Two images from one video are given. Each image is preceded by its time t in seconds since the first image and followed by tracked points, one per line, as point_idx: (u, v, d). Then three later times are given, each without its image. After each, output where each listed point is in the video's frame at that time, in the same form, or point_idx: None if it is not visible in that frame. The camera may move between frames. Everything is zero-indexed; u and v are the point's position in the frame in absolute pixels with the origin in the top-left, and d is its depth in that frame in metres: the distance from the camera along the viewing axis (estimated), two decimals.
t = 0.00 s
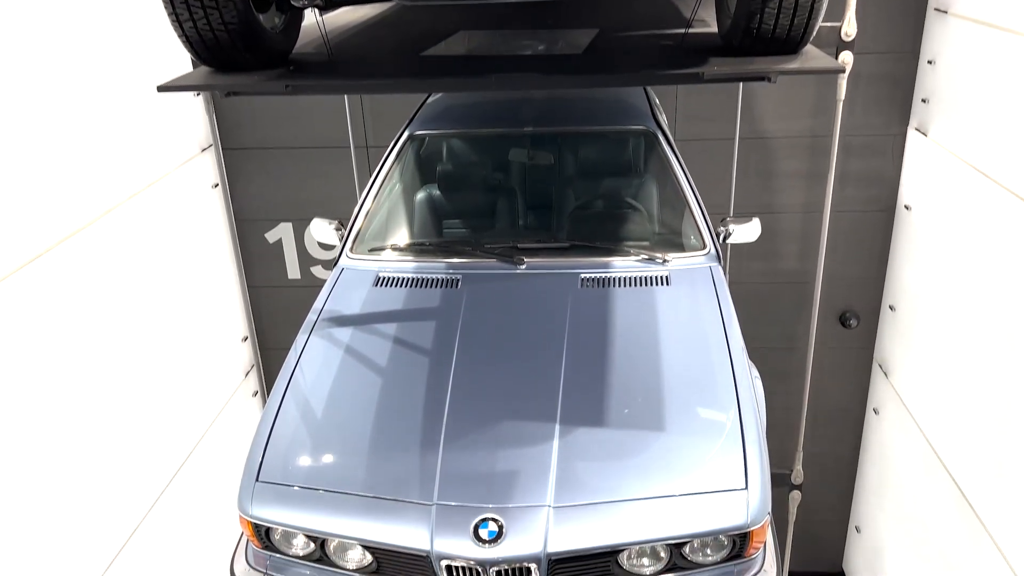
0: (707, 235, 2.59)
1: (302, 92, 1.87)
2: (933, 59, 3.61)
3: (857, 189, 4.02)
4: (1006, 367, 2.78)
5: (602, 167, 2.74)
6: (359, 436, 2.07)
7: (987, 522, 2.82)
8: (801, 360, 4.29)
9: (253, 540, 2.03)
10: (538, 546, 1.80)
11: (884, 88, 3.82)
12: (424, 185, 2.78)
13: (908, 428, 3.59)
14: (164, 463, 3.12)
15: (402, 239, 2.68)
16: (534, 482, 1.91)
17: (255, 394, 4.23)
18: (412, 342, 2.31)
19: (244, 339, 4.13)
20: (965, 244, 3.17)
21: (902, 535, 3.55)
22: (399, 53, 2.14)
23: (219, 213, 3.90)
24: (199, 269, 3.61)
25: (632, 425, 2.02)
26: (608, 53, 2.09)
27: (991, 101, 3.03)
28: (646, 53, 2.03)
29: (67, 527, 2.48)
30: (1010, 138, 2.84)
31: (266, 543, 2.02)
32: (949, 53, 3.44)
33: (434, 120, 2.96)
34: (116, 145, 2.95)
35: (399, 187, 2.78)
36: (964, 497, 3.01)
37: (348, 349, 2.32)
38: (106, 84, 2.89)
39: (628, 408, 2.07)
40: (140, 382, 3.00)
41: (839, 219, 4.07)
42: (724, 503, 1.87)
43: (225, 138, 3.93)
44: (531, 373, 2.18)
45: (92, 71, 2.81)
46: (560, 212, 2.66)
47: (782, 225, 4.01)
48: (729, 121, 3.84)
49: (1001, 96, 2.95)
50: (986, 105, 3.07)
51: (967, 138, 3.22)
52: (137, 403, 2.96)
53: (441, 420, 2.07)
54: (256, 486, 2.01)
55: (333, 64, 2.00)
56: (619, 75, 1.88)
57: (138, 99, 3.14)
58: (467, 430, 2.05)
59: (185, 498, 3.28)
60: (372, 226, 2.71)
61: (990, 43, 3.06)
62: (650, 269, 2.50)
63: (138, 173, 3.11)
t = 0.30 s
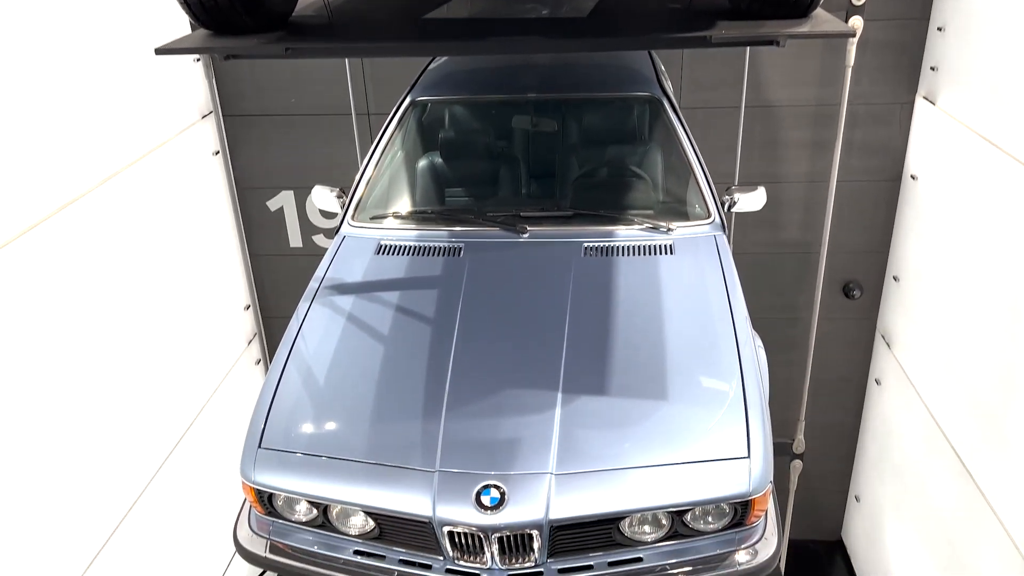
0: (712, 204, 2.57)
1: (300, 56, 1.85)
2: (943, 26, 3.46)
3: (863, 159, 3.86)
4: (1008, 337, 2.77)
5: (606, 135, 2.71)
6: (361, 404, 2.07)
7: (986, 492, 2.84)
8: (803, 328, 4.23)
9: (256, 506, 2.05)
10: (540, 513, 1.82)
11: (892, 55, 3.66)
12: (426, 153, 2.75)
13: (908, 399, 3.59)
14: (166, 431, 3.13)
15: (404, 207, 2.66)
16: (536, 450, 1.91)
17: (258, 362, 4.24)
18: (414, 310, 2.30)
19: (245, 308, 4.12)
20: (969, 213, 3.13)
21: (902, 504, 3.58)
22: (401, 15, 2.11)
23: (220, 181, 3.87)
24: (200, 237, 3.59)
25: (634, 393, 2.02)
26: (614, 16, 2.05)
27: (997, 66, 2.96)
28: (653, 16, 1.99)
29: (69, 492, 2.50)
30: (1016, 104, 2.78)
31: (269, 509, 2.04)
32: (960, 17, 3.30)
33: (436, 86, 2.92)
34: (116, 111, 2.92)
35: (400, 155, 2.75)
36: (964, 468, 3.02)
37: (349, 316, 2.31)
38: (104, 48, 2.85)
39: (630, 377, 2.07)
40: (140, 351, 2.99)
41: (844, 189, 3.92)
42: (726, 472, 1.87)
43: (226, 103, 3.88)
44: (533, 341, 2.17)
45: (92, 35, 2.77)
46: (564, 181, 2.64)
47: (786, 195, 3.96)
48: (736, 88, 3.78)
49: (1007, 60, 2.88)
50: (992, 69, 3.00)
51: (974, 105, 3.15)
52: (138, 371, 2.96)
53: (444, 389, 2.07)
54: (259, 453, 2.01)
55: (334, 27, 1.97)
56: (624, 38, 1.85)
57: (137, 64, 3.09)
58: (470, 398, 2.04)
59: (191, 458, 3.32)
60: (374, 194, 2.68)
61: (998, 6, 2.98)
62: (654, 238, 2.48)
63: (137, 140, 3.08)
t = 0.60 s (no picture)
0: (717, 174, 2.55)
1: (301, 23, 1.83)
2: None
3: (869, 131, 3.81)
4: (1011, 310, 2.77)
5: (612, 104, 2.68)
6: (365, 373, 2.07)
7: (986, 465, 2.86)
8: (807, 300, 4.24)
9: (262, 473, 2.07)
10: (543, 481, 1.84)
11: (902, 26, 3.59)
12: (430, 122, 2.73)
13: (910, 372, 3.59)
14: (170, 401, 3.15)
15: (407, 177, 2.64)
16: (539, 420, 1.92)
17: (262, 332, 4.25)
18: (418, 281, 2.29)
19: (249, 277, 4.12)
20: (973, 184, 3.09)
21: (902, 476, 3.61)
22: None
23: (223, 150, 3.85)
24: (203, 207, 3.58)
25: (637, 364, 2.03)
26: None
27: (1005, 36, 2.91)
28: None
29: (72, 459, 2.52)
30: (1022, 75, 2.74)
31: (274, 476, 2.07)
32: None
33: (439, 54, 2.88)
34: (118, 79, 2.90)
35: (403, 124, 2.73)
36: (964, 441, 3.04)
37: (353, 286, 2.31)
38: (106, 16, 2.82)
39: (633, 348, 2.07)
40: (143, 321, 3.00)
41: (853, 161, 3.86)
42: (729, 442, 1.88)
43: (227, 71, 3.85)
44: (537, 312, 2.17)
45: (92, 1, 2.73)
46: (568, 151, 2.62)
47: (791, 168, 3.92)
48: (742, 58, 3.73)
49: (1015, 30, 2.83)
50: (999, 39, 2.95)
51: (980, 73, 3.10)
52: (141, 341, 2.97)
53: (447, 359, 2.08)
54: (263, 421, 2.03)
55: None
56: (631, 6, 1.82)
57: (139, 31, 3.06)
58: (473, 368, 2.05)
59: (196, 427, 3.35)
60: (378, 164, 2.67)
61: None
62: (659, 209, 2.46)
63: (140, 109, 3.05)
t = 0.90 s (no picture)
0: (723, 143, 2.53)
1: None
2: None
3: (876, 102, 3.73)
4: (1015, 283, 2.76)
5: (617, 72, 2.65)
6: (369, 340, 2.08)
7: (987, 437, 2.87)
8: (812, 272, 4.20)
9: (267, 438, 2.09)
10: (546, 447, 1.85)
11: None
12: (434, 90, 2.70)
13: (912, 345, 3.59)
14: (173, 370, 3.15)
15: (411, 144, 2.62)
16: (543, 387, 1.93)
17: (265, 302, 4.25)
18: (421, 249, 2.29)
19: (252, 247, 4.10)
20: (981, 155, 3.06)
21: (903, 448, 3.63)
22: None
23: (224, 119, 3.82)
24: (205, 177, 3.56)
25: (641, 332, 2.03)
26: None
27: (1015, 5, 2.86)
28: None
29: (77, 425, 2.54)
30: None
31: (279, 442, 2.09)
32: None
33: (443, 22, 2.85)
34: (118, 46, 2.86)
35: (407, 92, 2.71)
36: (965, 413, 3.05)
37: (357, 254, 2.31)
38: None
39: (638, 316, 2.07)
40: (144, 289, 2.98)
41: (858, 132, 3.80)
42: (733, 409, 1.89)
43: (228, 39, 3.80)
44: (541, 280, 2.17)
45: None
46: (573, 119, 2.59)
47: (798, 139, 3.86)
48: (749, 27, 3.67)
49: None
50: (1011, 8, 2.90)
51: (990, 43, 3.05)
52: (143, 310, 2.97)
53: (452, 326, 2.08)
54: (268, 386, 2.04)
55: None
56: None
57: None
58: (477, 335, 2.05)
59: (200, 396, 3.37)
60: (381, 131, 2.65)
61: None
62: (664, 178, 2.45)
63: (141, 76, 3.02)
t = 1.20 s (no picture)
0: (729, 113, 2.51)
1: None
2: None
3: (884, 74, 3.65)
4: (1018, 256, 2.74)
5: (622, 40, 2.62)
6: (371, 308, 2.07)
7: (987, 409, 2.88)
8: (816, 247, 4.03)
9: (269, 406, 2.10)
10: (548, 414, 1.85)
11: None
12: (436, 58, 2.67)
13: (914, 320, 3.59)
14: (176, 340, 3.16)
15: (413, 112, 2.60)
16: (545, 355, 1.93)
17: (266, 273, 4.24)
18: (423, 217, 2.27)
19: (253, 218, 4.08)
20: (989, 128, 3.02)
21: (903, 422, 3.64)
22: None
23: (224, 88, 3.77)
24: (206, 147, 3.54)
25: (644, 302, 2.02)
26: None
27: None
28: None
29: (80, 393, 2.55)
30: None
31: (281, 409, 2.09)
32: None
33: None
34: (116, 12, 2.83)
35: (409, 60, 2.69)
36: (965, 386, 3.06)
37: (359, 223, 2.29)
38: None
39: (641, 285, 2.06)
40: (145, 259, 2.97)
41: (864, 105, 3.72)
42: (735, 378, 1.89)
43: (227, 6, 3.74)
44: (544, 248, 2.16)
45: None
46: (577, 87, 2.56)
47: (804, 110, 3.74)
48: None
49: None
50: None
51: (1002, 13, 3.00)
52: (144, 279, 2.96)
53: (454, 294, 2.07)
54: (270, 354, 2.04)
55: None
56: None
57: None
58: (480, 303, 2.04)
59: (202, 366, 3.37)
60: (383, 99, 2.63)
61: None
62: (669, 147, 2.43)
63: (140, 44, 2.99)
